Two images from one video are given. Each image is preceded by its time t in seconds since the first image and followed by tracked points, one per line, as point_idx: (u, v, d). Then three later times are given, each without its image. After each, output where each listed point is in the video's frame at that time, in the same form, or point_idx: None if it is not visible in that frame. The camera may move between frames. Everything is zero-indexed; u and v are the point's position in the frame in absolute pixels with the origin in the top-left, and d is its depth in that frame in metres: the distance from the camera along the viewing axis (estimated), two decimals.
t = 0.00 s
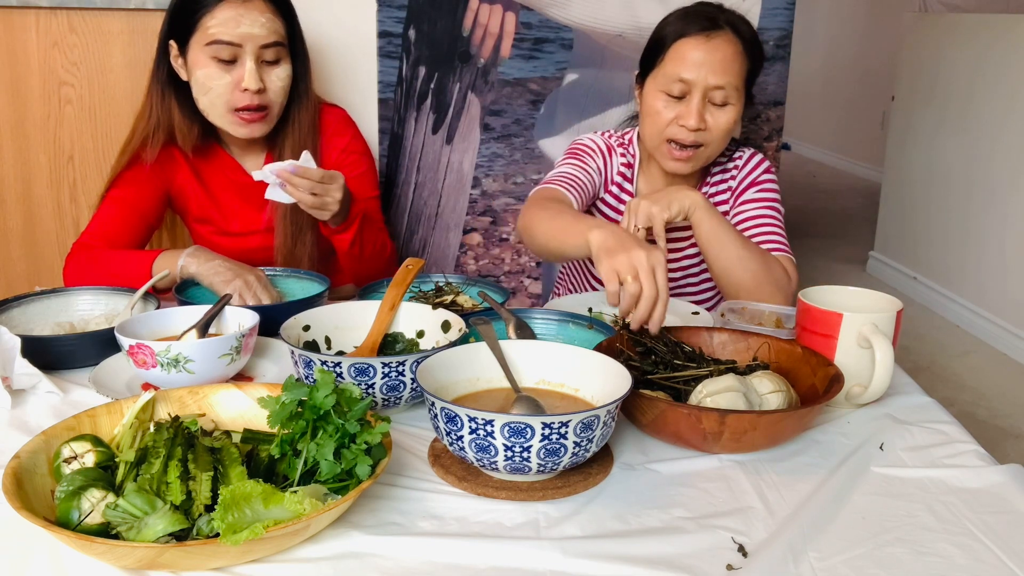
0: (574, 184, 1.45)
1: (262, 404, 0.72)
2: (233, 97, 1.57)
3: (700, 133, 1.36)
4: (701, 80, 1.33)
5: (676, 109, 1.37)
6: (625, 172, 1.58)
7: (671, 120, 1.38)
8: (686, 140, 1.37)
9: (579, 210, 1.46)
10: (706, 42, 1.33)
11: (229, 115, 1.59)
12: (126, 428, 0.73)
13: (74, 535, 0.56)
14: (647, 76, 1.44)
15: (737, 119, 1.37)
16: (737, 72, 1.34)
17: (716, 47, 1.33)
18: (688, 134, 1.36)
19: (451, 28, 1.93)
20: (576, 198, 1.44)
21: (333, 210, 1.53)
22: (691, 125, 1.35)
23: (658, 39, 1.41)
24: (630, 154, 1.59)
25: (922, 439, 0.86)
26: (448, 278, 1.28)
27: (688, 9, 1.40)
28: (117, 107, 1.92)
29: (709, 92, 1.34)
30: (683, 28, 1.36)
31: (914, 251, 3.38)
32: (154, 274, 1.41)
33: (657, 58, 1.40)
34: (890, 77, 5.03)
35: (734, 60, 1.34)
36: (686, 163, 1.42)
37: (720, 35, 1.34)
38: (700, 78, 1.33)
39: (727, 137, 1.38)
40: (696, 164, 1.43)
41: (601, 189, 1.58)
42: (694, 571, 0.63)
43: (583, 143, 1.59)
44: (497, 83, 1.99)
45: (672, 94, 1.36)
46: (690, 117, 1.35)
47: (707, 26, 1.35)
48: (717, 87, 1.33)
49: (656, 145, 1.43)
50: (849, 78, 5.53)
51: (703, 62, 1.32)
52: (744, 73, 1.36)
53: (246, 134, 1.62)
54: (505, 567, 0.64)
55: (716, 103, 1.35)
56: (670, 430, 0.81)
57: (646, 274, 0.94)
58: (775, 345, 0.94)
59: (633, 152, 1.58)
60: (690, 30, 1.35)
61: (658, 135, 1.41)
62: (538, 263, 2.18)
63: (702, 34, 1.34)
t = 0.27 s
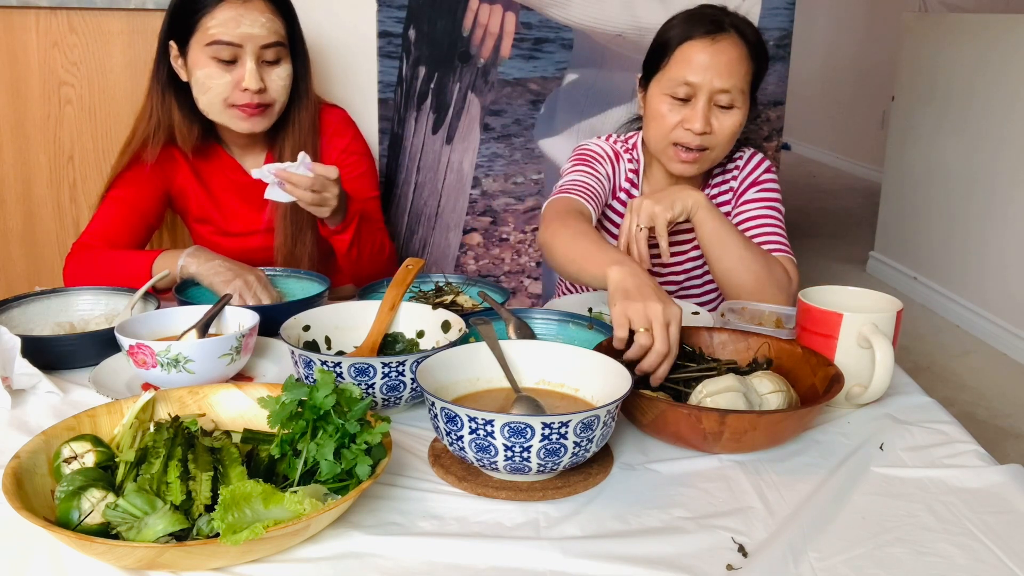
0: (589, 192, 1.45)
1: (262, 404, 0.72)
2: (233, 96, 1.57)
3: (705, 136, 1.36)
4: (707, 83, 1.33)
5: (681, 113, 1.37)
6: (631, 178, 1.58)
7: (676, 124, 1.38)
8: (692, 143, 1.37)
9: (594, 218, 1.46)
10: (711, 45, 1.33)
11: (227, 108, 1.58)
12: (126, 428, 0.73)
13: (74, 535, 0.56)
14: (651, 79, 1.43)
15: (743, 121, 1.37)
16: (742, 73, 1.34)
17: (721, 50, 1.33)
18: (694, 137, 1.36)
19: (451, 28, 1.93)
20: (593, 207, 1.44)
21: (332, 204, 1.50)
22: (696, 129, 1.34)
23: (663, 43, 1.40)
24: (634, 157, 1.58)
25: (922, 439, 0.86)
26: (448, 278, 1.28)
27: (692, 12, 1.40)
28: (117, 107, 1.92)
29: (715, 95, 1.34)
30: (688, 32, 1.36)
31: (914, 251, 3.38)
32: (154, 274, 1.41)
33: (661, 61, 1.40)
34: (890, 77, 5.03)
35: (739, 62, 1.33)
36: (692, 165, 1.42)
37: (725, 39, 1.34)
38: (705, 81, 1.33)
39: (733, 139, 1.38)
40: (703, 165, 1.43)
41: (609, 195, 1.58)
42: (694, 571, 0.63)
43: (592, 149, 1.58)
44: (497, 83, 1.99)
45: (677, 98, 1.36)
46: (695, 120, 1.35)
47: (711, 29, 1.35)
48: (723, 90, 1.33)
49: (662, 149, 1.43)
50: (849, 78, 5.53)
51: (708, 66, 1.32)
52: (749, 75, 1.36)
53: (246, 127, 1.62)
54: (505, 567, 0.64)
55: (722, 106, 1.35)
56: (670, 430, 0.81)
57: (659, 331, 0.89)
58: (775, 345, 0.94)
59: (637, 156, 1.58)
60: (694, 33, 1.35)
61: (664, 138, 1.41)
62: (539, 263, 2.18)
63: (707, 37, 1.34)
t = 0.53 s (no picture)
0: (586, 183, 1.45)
1: (262, 404, 0.72)
2: (235, 96, 1.57)
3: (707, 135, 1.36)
4: (709, 82, 1.33)
5: (683, 112, 1.37)
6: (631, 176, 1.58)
7: (678, 122, 1.38)
8: (694, 143, 1.37)
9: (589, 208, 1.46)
10: (714, 44, 1.33)
11: (230, 110, 1.58)
12: (126, 428, 0.73)
13: (74, 535, 0.56)
14: (654, 78, 1.43)
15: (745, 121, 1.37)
16: (744, 73, 1.34)
17: (724, 49, 1.33)
18: (696, 137, 1.36)
19: (451, 28, 1.93)
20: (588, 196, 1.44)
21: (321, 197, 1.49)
22: (697, 128, 1.34)
23: (665, 42, 1.40)
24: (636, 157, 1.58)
25: (922, 439, 0.86)
26: (448, 278, 1.28)
27: (696, 11, 1.40)
28: (117, 107, 1.92)
29: (717, 94, 1.34)
30: (691, 31, 1.36)
31: (914, 251, 3.38)
32: (154, 274, 1.41)
33: (664, 61, 1.40)
34: (890, 77, 5.03)
35: (742, 61, 1.33)
36: (694, 164, 1.42)
37: (728, 38, 1.34)
38: (708, 80, 1.33)
39: (735, 138, 1.38)
40: (705, 164, 1.43)
41: (607, 191, 1.58)
42: (694, 571, 0.63)
43: (591, 144, 1.58)
44: (497, 83, 1.99)
45: (679, 96, 1.36)
46: (697, 119, 1.35)
47: (714, 29, 1.35)
48: (725, 89, 1.33)
49: (664, 148, 1.43)
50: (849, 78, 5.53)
51: (710, 65, 1.32)
52: (752, 75, 1.36)
53: (247, 127, 1.62)
54: (505, 567, 0.64)
55: (724, 105, 1.34)
56: (670, 430, 0.81)
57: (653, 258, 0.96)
58: (775, 345, 0.94)
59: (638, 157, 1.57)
60: (697, 32, 1.35)
61: (667, 137, 1.41)
62: (540, 263, 2.18)
63: (710, 36, 1.34)
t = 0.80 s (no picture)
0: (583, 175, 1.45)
1: (262, 403, 0.72)
2: (236, 96, 1.57)
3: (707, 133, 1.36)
4: (710, 81, 1.33)
5: (684, 110, 1.37)
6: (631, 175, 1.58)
7: (679, 121, 1.37)
8: (694, 141, 1.37)
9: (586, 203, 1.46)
10: (716, 44, 1.33)
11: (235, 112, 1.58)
12: (126, 428, 0.73)
13: (74, 535, 0.56)
14: (656, 76, 1.44)
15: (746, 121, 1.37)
16: (745, 72, 1.34)
17: (726, 49, 1.33)
18: (697, 135, 1.36)
19: (451, 28, 1.93)
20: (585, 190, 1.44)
21: (282, 170, 1.54)
22: (698, 126, 1.34)
23: (667, 41, 1.41)
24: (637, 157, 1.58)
25: (922, 439, 0.86)
26: (448, 278, 1.28)
27: (699, 10, 1.40)
28: (117, 107, 1.92)
29: (718, 94, 1.34)
30: (693, 30, 1.36)
31: (915, 251, 3.38)
32: (154, 274, 1.41)
33: (665, 60, 1.40)
34: (890, 77, 5.03)
35: (744, 61, 1.34)
36: (694, 163, 1.42)
37: (730, 38, 1.34)
38: (709, 80, 1.33)
39: (735, 138, 1.38)
40: (704, 163, 1.43)
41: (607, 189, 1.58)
42: (694, 571, 0.63)
43: (588, 145, 1.59)
44: (497, 83, 1.99)
45: (680, 95, 1.36)
46: (698, 118, 1.35)
47: (717, 29, 1.35)
48: (726, 88, 1.33)
49: (665, 146, 1.42)
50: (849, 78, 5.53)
51: (712, 64, 1.32)
52: (753, 75, 1.36)
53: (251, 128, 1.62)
54: (506, 567, 0.64)
55: (725, 104, 1.35)
56: (670, 430, 0.81)
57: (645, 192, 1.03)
58: (775, 345, 0.94)
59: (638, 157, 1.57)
60: (700, 31, 1.35)
61: (667, 136, 1.40)
62: (540, 262, 2.18)
63: (712, 36, 1.34)
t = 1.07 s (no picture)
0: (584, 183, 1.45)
1: (262, 403, 0.72)
2: (232, 98, 1.56)
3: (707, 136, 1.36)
4: (710, 84, 1.33)
5: (683, 112, 1.37)
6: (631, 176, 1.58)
7: (679, 122, 1.37)
8: (693, 143, 1.37)
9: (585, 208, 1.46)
10: (717, 46, 1.33)
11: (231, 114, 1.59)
12: (126, 428, 0.73)
13: (74, 535, 0.56)
14: (657, 77, 1.44)
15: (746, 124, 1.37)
16: (746, 75, 1.34)
17: (726, 51, 1.33)
18: (696, 138, 1.36)
19: (451, 28, 1.93)
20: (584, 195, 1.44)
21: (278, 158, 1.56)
22: (698, 129, 1.34)
23: (670, 43, 1.41)
24: (637, 158, 1.58)
25: (922, 439, 0.86)
26: (448, 278, 1.28)
27: (701, 12, 1.40)
28: (117, 107, 1.92)
29: (718, 96, 1.33)
30: (695, 32, 1.36)
31: (915, 251, 3.38)
32: (154, 274, 1.41)
33: (667, 61, 1.40)
34: (890, 77, 5.03)
35: (744, 64, 1.33)
36: (694, 165, 1.42)
37: (732, 40, 1.34)
38: (709, 82, 1.33)
39: (735, 141, 1.38)
40: (704, 165, 1.43)
41: (606, 190, 1.58)
42: (694, 571, 0.63)
43: (589, 146, 1.59)
44: (497, 83, 1.99)
45: (680, 97, 1.36)
46: (698, 120, 1.35)
47: (718, 30, 1.35)
48: (727, 91, 1.33)
49: (665, 148, 1.43)
50: (849, 78, 5.53)
51: (713, 66, 1.32)
52: (754, 78, 1.36)
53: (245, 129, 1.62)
54: (506, 567, 0.64)
55: (725, 108, 1.34)
56: (669, 430, 0.81)
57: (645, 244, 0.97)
58: (775, 345, 0.94)
59: (638, 158, 1.57)
60: (701, 33, 1.35)
61: (668, 137, 1.41)
62: (540, 262, 2.18)
63: (713, 38, 1.34)
